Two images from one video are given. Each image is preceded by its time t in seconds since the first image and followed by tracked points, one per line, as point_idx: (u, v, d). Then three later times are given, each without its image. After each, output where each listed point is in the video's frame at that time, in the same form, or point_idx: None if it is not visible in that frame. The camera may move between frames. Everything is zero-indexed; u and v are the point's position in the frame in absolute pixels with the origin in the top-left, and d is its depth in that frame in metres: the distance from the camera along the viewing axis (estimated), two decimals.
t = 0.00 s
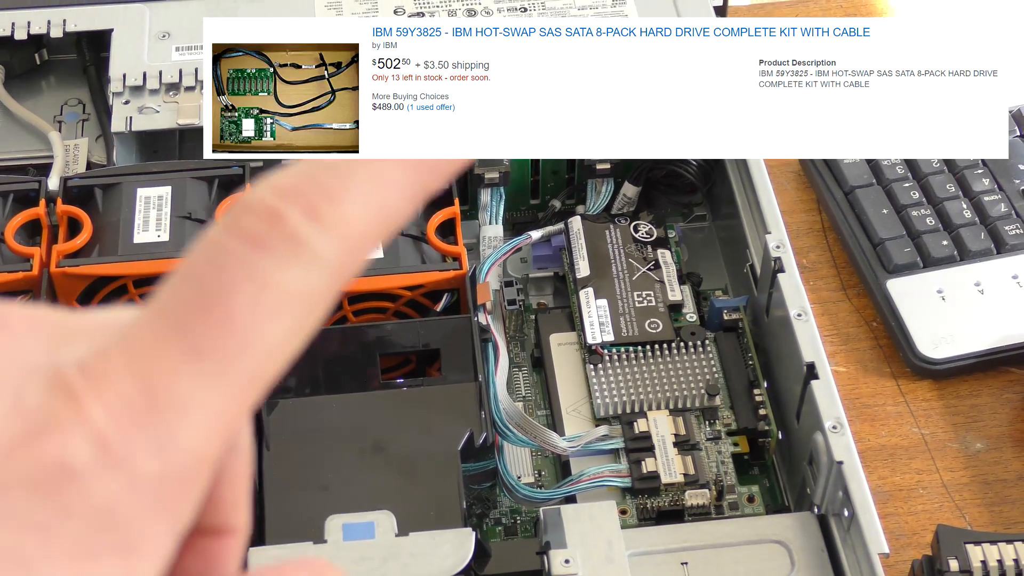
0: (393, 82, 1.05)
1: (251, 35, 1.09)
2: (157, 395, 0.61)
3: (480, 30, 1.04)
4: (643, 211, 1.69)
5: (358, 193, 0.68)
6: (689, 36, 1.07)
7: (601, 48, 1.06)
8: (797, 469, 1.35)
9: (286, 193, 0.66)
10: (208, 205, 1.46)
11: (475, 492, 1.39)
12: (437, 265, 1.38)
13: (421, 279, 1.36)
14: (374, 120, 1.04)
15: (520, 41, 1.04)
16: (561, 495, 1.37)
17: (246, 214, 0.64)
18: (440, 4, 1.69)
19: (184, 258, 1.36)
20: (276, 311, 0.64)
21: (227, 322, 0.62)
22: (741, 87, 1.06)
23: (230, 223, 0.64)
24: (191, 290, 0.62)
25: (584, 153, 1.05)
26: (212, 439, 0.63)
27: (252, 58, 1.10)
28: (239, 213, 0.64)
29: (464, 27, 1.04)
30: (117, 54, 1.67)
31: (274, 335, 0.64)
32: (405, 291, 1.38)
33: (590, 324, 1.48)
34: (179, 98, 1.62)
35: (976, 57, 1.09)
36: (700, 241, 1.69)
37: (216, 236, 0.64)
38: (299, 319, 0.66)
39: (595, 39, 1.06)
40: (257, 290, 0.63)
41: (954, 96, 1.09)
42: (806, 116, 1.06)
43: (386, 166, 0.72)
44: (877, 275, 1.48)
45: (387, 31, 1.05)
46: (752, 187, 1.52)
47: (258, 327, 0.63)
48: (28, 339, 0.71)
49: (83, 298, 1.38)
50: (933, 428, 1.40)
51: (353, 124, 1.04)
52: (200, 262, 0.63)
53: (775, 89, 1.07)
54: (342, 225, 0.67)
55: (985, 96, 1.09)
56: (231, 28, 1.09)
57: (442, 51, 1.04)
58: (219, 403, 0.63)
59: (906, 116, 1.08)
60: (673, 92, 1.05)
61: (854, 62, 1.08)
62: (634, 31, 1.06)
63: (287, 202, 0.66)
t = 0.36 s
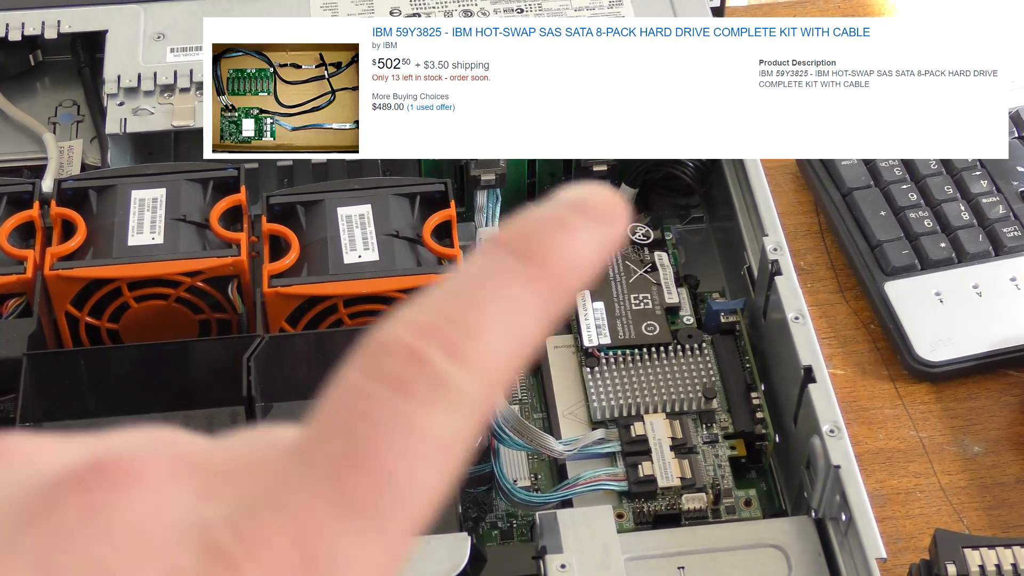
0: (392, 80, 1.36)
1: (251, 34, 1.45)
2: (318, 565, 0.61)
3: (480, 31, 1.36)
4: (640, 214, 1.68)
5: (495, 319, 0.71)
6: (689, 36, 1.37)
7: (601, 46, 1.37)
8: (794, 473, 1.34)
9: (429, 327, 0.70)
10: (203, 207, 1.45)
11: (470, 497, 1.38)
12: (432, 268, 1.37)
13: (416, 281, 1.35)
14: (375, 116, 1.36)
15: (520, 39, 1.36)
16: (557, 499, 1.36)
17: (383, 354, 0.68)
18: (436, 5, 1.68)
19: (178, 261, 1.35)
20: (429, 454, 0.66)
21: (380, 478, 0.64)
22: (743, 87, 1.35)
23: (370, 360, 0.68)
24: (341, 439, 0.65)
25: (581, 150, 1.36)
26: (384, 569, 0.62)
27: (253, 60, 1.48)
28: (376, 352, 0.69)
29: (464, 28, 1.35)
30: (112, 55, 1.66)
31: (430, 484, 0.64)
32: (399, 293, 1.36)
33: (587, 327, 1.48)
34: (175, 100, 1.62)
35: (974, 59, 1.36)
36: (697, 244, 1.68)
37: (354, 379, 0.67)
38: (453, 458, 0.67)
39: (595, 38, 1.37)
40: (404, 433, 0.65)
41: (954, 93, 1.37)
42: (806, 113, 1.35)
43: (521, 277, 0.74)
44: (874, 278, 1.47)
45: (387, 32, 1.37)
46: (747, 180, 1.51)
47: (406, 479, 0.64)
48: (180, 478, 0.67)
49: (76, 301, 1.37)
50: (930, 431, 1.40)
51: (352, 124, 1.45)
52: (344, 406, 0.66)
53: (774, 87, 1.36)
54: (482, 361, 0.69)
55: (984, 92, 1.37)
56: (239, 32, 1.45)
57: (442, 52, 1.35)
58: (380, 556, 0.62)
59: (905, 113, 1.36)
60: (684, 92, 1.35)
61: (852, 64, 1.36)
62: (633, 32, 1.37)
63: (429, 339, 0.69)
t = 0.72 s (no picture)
0: (391, 81, 1.37)
1: (251, 34, 1.48)
2: None
3: (480, 31, 1.36)
4: (639, 212, 1.69)
5: (609, 377, 0.49)
6: (689, 36, 1.37)
7: (601, 46, 1.37)
8: (792, 472, 1.34)
9: (536, 378, 0.48)
10: (201, 204, 1.44)
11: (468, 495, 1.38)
12: (431, 266, 1.37)
13: (414, 280, 1.34)
14: (374, 117, 1.36)
15: (520, 39, 1.36)
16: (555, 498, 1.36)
17: (492, 401, 0.46)
18: (434, 3, 1.68)
19: (176, 259, 1.35)
20: (537, 511, 0.45)
21: (487, 525, 0.44)
22: (743, 88, 1.35)
23: (481, 402, 0.46)
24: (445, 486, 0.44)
25: (581, 151, 1.35)
26: None
27: (252, 60, 1.49)
28: (488, 395, 0.47)
29: (464, 28, 1.36)
30: (109, 52, 1.65)
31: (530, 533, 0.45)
32: (397, 292, 1.36)
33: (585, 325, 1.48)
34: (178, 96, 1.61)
35: (974, 59, 1.36)
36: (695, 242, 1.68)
37: (455, 419, 0.46)
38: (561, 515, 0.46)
39: (595, 38, 1.37)
40: (514, 484, 0.45)
41: (954, 93, 1.36)
42: (805, 112, 1.35)
43: (637, 332, 0.50)
44: (873, 275, 1.47)
45: (387, 33, 1.37)
46: (748, 185, 1.51)
47: (509, 522, 0.44)
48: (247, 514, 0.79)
49: (74, 298, 1.37)
50: (929, 430, 1.40)
51: (352, 124, 1.45)
52: (450, 450, 0.45)
53: (775, 87, 1.36)
54: (585, 424, 0.48)
55: (985, 92, 1.36)
56: (242, 33, 1.48)
57: (442, 53, 1.35)
58: None
59: (904, 112, 1.36)
60: (683, 92, 1.35)
61: (853, 64, 1.36)
62: (634, 32, 1.37)
63: (538, 387, 0.47)
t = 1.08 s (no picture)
0: (392, 80, 1.36)
1: (251, 35, 1.43)
2: None
3: (480, 31, 1.35)
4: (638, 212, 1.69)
5: (497, 482, 0.52)
6: (689, 36, 1.36)
7: (601, 46, 1.36)
8: (791, 474, 1.34)
9: (426, 481, 0.51)
10: (199, 205, 1.44)
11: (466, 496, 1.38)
12: (428, 267, 1.36)
13: (411, 281, 1.34)
14: (374, 116, 1.35)
15: (520, 40, 1.35)
16: (553, 500, 1.36)
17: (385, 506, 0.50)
18: (433, 2, 1.67)
19: (173, 260, 1.34)
20: None
21: None
22: (743, 87, 1.35)
23: (372, 507, 0.50)
24: None
25: (579, 151, 1.35)
26: None
27: (252, 60, 1.48)
28: (379, 499, 0.50)
29: (464, 28, 1.34)
30: (106, 52, 1.65)
31: None
32: (395, 293, 1.35)
33: (583, 326, 1.48)
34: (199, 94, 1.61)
35: (975, 59, 1.36)
36: (695, 242, 1.68)
37: (347, 524, 0.49)
38: None
39: (595, 38, 1.36)
40: None
41: (954, 92, 1.36)
42: (804, 113, 1.35)
43: (523, 437, 0.54)
44: (872, 276, 1.47)
45: (387, 32, 1.36)
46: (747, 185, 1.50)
47: None
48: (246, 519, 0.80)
49: (71, 300, 1.36)
50: (928, 431, 1.39)
51: (352, 123, 1.44)
52: (347, 547, 0.49)
53: (774, 87, 1.35)
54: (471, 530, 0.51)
55: (985, 92, 1.36)
56: (243, 33, 1.43)
57: (442, 52, 1.34)
58: None
59: (904, 112, 1.35)
60: (684, 92, 1.35)
61: (853, 63, 1.36)
62: (634, 32, 1.36)
63: (428, 489, 0.51)
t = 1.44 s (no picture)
0: (392, 80, 1.36)
1: (251, 34, 1.43)
2: None
3: (480, 31, 1.34)
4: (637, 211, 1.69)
5: (455, 472, 0.52)
6: (689, 36, 1.35)
7: (602, 46, 1.36)
8: (790, 474, 1.34)
9: (388, 470, 0.52)
10: (197, 205, 1.44)
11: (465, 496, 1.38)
12: (428, 266, 1.36)
13: (410, 280, 1.34)
14: (374, 116, 1.35)
15: (520, 40, 1.35)
16: (552, 500, 1.36)
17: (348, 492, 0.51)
18: (432, 2, 1.67)
19: (172, 259, 1.34)
20: None
21: None
22: (743, 87, 1.34)
23: (336, 494, 0.50)
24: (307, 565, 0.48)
25: (578, 151, 1.35)
26: None
27: (252, 60, 1.48)
28: (345, 487, 0.51)
29: (464, 28, 1.34)
30: (105, 51, 1.65)
31: None
32: (394, 292, 1.35)
33: (582, 326, 1.48)
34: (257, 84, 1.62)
35: (975, 59, 1.35)
36: (694, 241, 1.68)
37: (316, 510, 0.50)
38: None
39: (595, 38, 1.36)
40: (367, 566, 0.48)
41: (954, 92, 1.36)
42: (804, 113, 1.34)
43: (483, 430, 0.53)
44: (872, 275, 1.47)
45: (387, 32, 1.36)
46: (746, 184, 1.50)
47: None
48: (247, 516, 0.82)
49: (69, 299, 1.36)
50: (928, 431, 1.39)
51: (352, 123, 1.44)
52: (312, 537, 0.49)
53: (774, 87, 1.35)
54: (431, 520, 0.51)
55: (985, 92, 1.36)
56: (242, 33, 1.43)
57: (442, 52, 1.34)
58: None
59: (904, 112, 1.35)
60: (683, 92, 1.35)
61: (853, 63, 1.35)
62: (634, 32, 1.36)
63: (390, 477, 0.51)
